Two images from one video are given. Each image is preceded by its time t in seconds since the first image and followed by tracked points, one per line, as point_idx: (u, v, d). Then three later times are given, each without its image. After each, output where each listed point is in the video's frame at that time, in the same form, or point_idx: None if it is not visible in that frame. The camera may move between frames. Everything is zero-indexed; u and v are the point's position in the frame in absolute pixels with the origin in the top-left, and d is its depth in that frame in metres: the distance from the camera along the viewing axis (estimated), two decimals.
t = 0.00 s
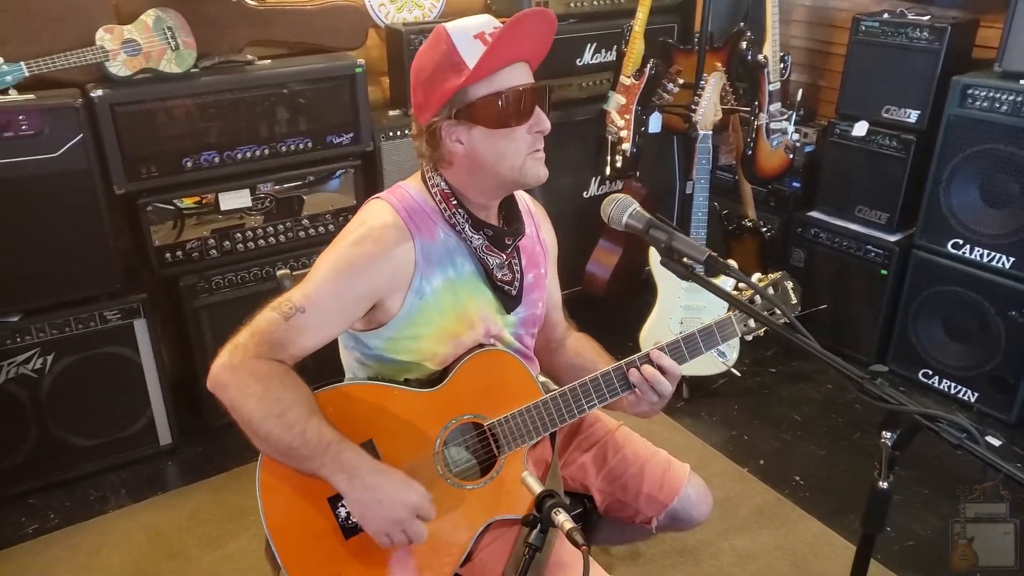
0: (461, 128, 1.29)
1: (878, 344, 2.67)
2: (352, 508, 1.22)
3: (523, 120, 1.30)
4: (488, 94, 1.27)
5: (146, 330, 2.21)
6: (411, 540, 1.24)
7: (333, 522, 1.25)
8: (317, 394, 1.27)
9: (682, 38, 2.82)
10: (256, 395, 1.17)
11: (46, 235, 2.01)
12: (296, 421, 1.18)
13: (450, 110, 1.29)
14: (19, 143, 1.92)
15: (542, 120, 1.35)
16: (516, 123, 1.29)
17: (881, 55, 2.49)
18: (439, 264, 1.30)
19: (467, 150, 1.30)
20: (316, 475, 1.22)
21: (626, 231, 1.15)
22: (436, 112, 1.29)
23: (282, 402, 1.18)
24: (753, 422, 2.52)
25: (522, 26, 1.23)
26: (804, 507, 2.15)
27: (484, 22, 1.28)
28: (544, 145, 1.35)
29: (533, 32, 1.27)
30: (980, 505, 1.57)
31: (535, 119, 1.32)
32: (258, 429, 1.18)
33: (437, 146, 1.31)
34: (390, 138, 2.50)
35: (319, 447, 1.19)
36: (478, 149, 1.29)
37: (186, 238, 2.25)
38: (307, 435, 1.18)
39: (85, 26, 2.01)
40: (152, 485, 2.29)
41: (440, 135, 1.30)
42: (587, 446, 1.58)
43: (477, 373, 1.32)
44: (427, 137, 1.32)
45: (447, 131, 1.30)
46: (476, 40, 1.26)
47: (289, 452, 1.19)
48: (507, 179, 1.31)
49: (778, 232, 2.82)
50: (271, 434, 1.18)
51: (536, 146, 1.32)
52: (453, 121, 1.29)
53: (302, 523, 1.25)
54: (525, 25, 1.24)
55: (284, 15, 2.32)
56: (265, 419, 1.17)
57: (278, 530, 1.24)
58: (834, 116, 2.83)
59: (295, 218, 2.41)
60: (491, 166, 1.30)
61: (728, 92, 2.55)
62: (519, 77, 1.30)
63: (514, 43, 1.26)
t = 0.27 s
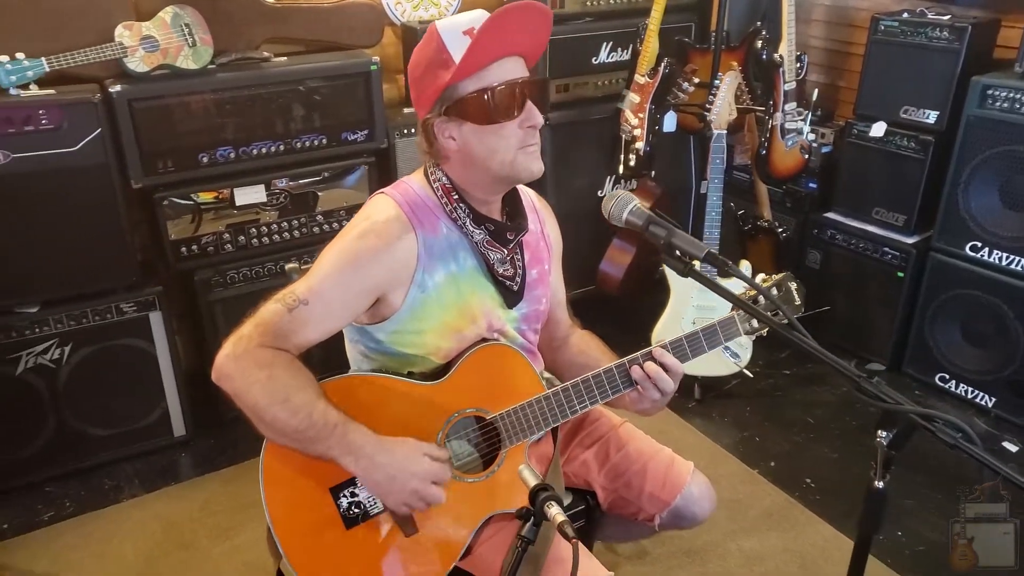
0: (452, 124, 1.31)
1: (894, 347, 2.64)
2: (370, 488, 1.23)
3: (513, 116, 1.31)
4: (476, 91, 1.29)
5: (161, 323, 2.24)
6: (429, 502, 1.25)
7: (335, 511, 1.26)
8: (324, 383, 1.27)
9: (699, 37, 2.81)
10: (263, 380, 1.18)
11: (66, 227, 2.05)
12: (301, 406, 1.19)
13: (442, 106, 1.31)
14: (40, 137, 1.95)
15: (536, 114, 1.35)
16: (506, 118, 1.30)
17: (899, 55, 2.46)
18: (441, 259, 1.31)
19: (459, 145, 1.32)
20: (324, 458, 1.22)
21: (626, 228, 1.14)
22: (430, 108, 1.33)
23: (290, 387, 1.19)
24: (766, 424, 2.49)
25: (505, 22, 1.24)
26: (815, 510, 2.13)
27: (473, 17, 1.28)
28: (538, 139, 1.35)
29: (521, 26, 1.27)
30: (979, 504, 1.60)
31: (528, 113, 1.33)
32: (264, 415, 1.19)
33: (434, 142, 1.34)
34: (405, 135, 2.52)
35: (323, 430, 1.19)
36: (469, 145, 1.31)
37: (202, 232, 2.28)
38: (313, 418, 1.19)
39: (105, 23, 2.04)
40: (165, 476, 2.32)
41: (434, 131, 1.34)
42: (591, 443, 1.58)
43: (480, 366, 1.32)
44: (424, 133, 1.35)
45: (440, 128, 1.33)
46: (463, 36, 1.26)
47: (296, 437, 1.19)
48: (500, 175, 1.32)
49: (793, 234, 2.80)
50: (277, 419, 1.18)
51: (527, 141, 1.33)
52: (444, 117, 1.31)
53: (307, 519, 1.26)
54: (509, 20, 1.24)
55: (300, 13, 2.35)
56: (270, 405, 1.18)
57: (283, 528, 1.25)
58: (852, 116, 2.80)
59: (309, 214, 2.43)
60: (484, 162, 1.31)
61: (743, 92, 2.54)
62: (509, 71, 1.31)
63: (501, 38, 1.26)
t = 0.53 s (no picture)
0: (457, 123, 1.34)
1: (915, 355, 2.61)
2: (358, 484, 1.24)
3: (515, 117, 1.32)
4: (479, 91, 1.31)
5: (183, 314, 2.28)
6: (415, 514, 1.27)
7: (337, 499, 1.28)
8: (327, 374, 1.31)
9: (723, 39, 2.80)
10: (270, 369, 1.21)
11: (92, 219, 2.09)
12: (303, 397, 1.22)
13: (447, 105, 1.34)
14: (69, 129, 2.00)
15: (540, 115, 1.37)
16: (508, 119, 1.32)
17: (926, 58, 2.42)
18: (448, 255, 1.33)
19: (463, 145, 1.35)
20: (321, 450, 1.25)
21: (633, 227, 1.12)
22: (437, 107, 1.36)
23: (291, 378, 1.22)
24: (781, 429, 2.47)
25: (507, 22, 1.27)
26: (829, 517, 2.11)
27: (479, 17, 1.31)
28: (541, 141, 1.36)
29: (523, 27, 1.30)
30: (981, 504, 1.70)
31: (530, 115, 1.34)
32: (268, 404, 1.22)
33: (441, 141, 1.37)
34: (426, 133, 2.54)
35: (322, 422, 1.22)
36: (472, 145, 1.33)
37: (224, 226, 2.32)
38: (311, 411, 1.22)
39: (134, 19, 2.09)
40: (184, 463, 2.36)
41: (440, 131, 1.37)
42: (597, 442, 1.56)
43: (484, 362, 1.35)
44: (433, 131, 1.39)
45: (446, 127, 1.36)
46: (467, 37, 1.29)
47: (297, 426, 1.22)
48: (502, 174, 1.34)
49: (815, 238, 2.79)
50: (279, 408, 1.21)
51: (529, 142, 1.34)
52: (449, 116, 1.34)
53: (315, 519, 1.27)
54: (510, 20, 1.27)
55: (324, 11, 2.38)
56: (274, 394, 1.21)
57: (294, 533, 1.26)
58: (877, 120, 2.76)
59: (329, 209, 2.46)
60: (487, 162, 1.33)
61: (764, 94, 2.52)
62: (513, 71, 1.33)
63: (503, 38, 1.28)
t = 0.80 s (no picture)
0: (480, 123, 1.35)
1: (949, 365, 2.56)
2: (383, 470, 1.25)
3: (538, 117, 1.33)
4: (502, 91, 1.32)
5: (214, 307, 2.33)
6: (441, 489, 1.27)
7: (355, 492, 1.29)
8: (350, 367, 1.32)
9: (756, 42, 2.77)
10: (292, 359, 1.23)
11: (130, 212, 2.15)
12: (325, 385, 1.23)
13: (471, 106, 1.35)
14: (108, 125, 2.05)
15: (563, 116, 1.37)
16: (531, 119, 1.33)
17: (964, 63, 2.37)
18: (468, 254, 1.34)
19: (485, 144, 1.35)
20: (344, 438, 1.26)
21: (650, 229, 1.12)
22: (461, 108, 1.37)
23: (313, 366, 1.23)
24: (807, 437, 2.44)
25: (531, 23, 1.28)
26: (853, 527, 2.07)
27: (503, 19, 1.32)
28: (564, 142, 1.36)
29: (547, 28, 1.30)
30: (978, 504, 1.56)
31: (552, 115, 1.34)
32: (289, 392, 1.23)
33: (465, 141, 1.39)
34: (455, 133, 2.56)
35: (342, 410, 1.23)
36: (494, 144, 1.34)
37: (255, 222, 2.37)
38: (333, 398, 1.23)
39: (170, 18, 2.14)
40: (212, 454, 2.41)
41: (464, 131, 1.38)
42: (614, 444, 1.55)
43: (504, 360, 1.35)
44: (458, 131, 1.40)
45: (470, 127, 1.37)
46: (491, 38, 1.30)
47: (318, 415, 1.24)
48: (524, 174, 1.34)
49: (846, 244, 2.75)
50: (301, 396, 1.23)
51: (552, 142, 1.34)
52: (473, 116, 1.35)
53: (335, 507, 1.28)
54: (534, 21, 1.28)
55: (356, 11, 2.41)
56: (296, 382, 1.22)
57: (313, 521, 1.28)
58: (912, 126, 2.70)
59: (358, 208, 2.49)
60: (508, 161, 1.34)
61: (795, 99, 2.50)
62: (537, 72, 1.34)
63: (526, 39, 1.29)
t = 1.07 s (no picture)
0: (507, 123, 1.35)
1: (976, 373, 2.51)
2: (397, 466, 1.26)
3: (567, 119, 1.33)
4: (532, 92, 1.32)
5: (239, 302, 2.37)
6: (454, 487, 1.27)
7: (367, 487, 1.31)
8: (365, 363, 1.33)
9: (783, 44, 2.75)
10: (308, 354, 1.24)
11: (158, 208, 2.20)
12: (341, 380, 1.24)
13: (499, 105, 1.35)
14: (137, 123, 2.10)
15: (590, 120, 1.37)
16: (560, 121, 1.33)
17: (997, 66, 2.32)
18: (485, 254, 1.35)
19: (510, 144, 1.35)
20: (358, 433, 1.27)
21: (660, 231, 1.12)
22: (488, 107, 1.37)
23: (328, 363, 1.25)
24: (829, 443, 2.41)
25: (568, 27, 1.28)
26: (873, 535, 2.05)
27: (538, 21, 1.32)
28: (589, 145, 1.37)
29: (581, 33, 1.31)
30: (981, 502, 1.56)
31: (581, 118, 1.35)
32: (306, 386, 1.24)
33: (487, 140, 1.38)
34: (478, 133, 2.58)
35: (358, 406, 1.24)
36: (520, 144, 1.34)
37: (280, 219, 2.40)
38: (349, 394, 1.24)
39: (200, 18, 2.18)
40: (235, 446, 2.45)
41: (489, 129, 1.38)
42: (627, 444, 1.55)
43: (518, 359, 1.36)
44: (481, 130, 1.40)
45: (495, 125, 1.36)
46: (526, 38, 1.30)
47: (334, 409, 1.24)
48: (547, 176, 1.35)
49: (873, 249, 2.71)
50: (317, 391, 1.24)
51: (578, 146, 1.35)
52: (500, 116, 1.35)
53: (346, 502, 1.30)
54: (570, 25, 1.28)
55: (382, 12, 2.43)
56: (312, 377, 1.24)
57: (325, 516, 1.29)
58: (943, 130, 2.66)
59: (382, 206, 2.51)
60: (532, 162, 1.34)
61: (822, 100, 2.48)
62: (567, 76, 1.34)
63: (562, 42, 1.30)
